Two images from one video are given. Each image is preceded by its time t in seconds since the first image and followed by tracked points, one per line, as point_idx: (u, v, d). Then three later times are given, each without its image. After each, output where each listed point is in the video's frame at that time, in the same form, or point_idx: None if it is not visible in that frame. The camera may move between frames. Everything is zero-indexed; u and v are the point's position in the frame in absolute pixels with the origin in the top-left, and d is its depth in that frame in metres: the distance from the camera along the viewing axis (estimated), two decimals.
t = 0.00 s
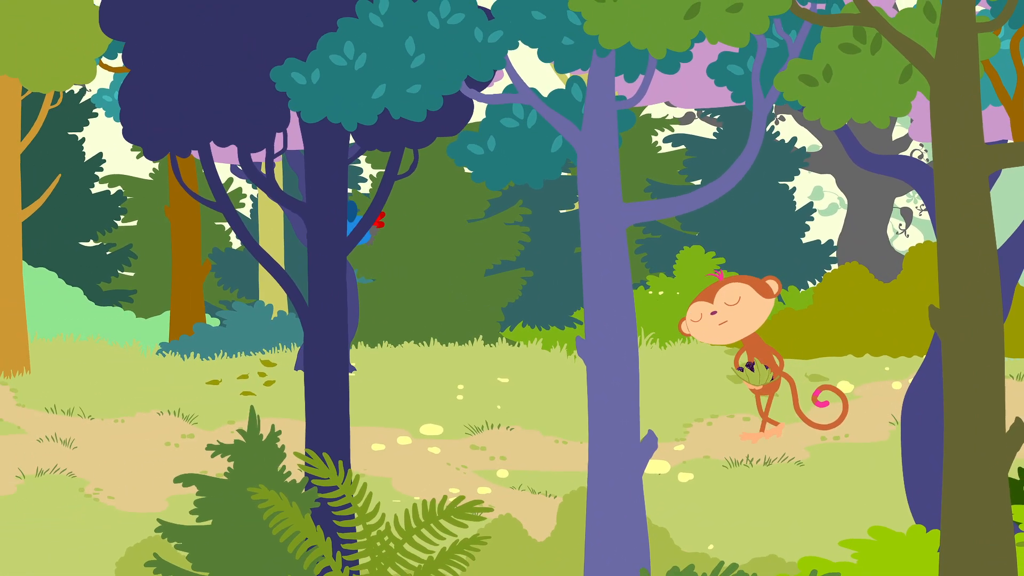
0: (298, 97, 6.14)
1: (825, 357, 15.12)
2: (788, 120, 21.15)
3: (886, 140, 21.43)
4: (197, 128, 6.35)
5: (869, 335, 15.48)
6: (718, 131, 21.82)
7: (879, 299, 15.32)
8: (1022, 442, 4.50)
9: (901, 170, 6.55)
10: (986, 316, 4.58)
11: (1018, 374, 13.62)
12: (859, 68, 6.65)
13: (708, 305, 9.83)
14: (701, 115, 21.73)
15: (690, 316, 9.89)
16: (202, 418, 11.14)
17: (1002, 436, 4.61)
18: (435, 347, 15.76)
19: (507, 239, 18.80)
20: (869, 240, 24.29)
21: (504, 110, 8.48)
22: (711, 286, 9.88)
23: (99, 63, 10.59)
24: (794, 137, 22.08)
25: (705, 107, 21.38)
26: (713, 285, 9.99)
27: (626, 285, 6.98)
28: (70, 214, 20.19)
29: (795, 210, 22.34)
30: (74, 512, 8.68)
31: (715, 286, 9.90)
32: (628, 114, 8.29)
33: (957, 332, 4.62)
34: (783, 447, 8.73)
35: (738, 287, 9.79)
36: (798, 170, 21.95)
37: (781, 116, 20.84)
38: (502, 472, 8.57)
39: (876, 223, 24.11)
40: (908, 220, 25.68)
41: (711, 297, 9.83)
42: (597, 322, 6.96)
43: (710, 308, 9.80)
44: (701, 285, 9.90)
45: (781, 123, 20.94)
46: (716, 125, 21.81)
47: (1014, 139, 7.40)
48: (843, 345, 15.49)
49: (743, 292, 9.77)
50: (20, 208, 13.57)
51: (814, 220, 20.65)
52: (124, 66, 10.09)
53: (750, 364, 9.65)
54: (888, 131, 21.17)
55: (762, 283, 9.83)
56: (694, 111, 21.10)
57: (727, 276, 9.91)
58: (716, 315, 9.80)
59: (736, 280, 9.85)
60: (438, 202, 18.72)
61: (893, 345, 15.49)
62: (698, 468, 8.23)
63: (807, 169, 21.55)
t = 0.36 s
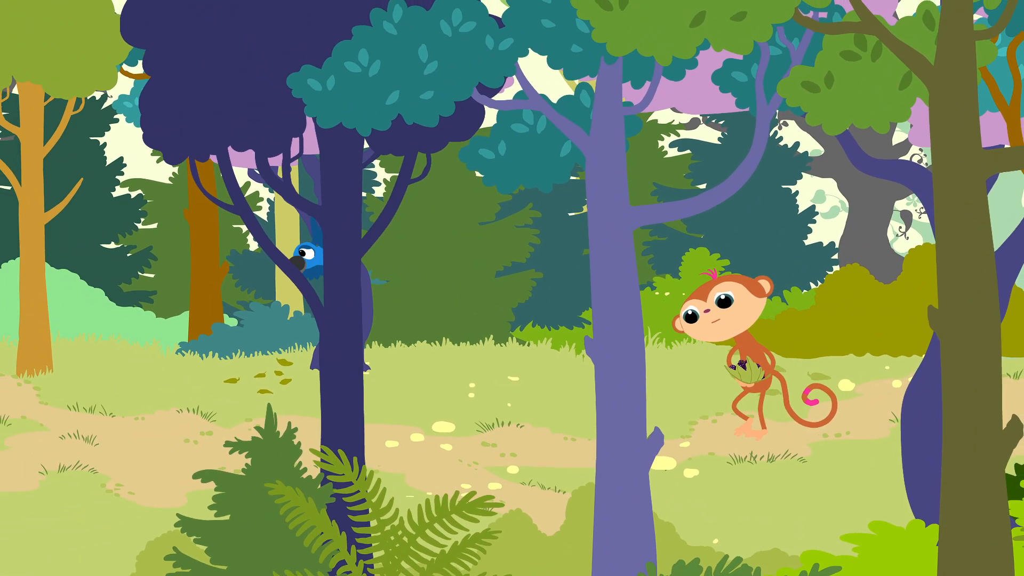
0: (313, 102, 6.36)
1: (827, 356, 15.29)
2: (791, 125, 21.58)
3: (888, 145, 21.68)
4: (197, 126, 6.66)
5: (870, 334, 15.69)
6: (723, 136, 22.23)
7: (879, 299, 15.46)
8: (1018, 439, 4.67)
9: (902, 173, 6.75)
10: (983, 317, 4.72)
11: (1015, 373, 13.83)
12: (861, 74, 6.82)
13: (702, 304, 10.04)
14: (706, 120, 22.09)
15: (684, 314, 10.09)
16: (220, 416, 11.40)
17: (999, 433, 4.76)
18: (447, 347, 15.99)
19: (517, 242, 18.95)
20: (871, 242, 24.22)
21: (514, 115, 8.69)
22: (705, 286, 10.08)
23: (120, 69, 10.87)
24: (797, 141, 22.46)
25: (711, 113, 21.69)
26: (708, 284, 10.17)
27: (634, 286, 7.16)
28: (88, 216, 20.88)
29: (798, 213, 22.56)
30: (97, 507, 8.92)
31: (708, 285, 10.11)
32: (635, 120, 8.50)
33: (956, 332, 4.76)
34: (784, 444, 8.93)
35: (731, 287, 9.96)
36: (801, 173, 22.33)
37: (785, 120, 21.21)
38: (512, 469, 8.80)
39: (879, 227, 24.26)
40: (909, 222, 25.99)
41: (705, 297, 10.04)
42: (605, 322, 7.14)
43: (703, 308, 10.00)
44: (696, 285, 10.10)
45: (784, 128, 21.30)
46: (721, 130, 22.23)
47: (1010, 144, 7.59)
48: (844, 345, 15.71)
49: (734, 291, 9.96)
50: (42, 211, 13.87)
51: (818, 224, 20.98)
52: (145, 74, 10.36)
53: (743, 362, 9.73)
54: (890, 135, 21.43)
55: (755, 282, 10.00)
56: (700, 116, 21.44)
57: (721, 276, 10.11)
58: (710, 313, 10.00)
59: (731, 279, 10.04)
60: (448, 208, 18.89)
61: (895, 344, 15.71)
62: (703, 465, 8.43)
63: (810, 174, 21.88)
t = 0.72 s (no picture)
0: (323, 107, 6.52)
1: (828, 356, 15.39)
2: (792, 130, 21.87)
3: (887, 148, 21.93)
4: (197, 125, 6.87)
5: (870, 334, 15.71)
6: (725, 140, 22.55)
7: (878, 299, 15.70)
8: (1016, 438, 4.79)
9: (903, 176, 6.85)
10: (982, 318, 4.82)
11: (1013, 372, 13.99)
12: (861, 78, 6.95)
13: (722, 299, 9.87)
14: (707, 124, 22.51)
15: (707, 304, 9.73)
16: (232, 414, 11.60)
17: (998, 430, 4.86)
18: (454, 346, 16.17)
19: (525, 242, 19.27)
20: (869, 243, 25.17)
21: (521, 119, 8.85)
22: (720, 281, 9.95)
23: (134, 75, 11.08)
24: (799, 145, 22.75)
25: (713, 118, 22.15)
26: (716, 280, 10.07)
27: (638, 287, 7.27)
28: (103, 220, 21.46)
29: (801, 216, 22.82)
30: (112, 504, 9.10)
31: (722, 281, 10.00)
32: (639, 124, 8.65)
33: (955, 333, 4.85)
34: (785, 441, 9.08)
35: (747, 288, 10.03)
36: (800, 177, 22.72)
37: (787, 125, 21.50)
38: (519, 466, 8.95)
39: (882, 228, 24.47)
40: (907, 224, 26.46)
41: (723, 292, 9.88)
42: (611, 322, 7.27)
43: (724, 302, 9.84)
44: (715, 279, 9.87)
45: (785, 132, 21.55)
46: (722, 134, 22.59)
47: (1007, 148, 7.72)
48: (842, 344, 15.72)
49: (749, 292, 10.08)
50: (57, 213, 14.09)
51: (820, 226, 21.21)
52: (159, 79, 10.56)
53: (737, 363, 9.80)
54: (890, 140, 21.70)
55: (751, 285, 10.24)
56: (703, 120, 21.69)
57: (730, 275, 10.11)
58: (730, 309, 9.90)
59: (742, 281, 10.12)
60: (458, 209, 19.12)
61: (895, 343, 15.67)
62: (707, 462, 8.57)
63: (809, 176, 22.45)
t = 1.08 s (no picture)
0: (333, 111, 6.66)
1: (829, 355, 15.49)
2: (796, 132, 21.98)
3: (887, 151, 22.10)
4: (209, 127, 7.03)
5: (870, 334, 15.84)
6: (728, 142, 22.70)
7: (880, 300, 15.81)
8: (1012, 437, 4.90)
9: (903, 179, 6.97)
10: (979, 319, 4.94)
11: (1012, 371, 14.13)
12: (862, 82, 7.07)
13: (712, 297, 9.97)
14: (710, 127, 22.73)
15: (697, 303, 9.83)
16: (243, 412, 11.79)
17: (995, 429, 4.98)
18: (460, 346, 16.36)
19: (530, 244, 19.43)
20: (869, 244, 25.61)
21: (527, 123, 8.99)
22: (710, 279, 10.04)
23: (147, 79, 11.26)
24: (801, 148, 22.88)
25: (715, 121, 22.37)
26: (706, 279, 10.15)
27: (643, 287, 7.40)
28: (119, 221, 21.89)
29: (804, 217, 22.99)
30: (128, 500, 9.28)
31: (712, 279, 10.09)
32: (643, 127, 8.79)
33: (953, 334, 4.97)
34: (785, 439, 9.22)
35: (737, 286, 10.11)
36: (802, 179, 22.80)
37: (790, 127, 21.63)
38: (525, 463, 9.10)
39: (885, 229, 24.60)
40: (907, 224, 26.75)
41: (714, 290, 9.98)
42: (616, 322, 7.40)
43: (715, 299, 9.93)
44: (705, 276, 9.96)
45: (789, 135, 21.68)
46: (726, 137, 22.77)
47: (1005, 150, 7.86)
48: (843, 343, 15.84)
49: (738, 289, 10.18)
50: (71, 216, 14.29)
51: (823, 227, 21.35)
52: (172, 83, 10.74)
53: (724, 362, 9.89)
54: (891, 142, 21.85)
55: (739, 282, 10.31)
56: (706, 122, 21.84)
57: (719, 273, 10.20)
58: (721, 307, 10.00)
59: (732, 279, 10.20)
60: (465, 211, 19.24)
61: (894, 344, 15.77)
62: (710, 460, 8.71)
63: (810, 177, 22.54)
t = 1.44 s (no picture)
0: (339, 112, 6.73)
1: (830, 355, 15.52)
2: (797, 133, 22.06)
3: (887, 153, 22.19)
4: (218, 129, 7.16)
5: (870, 334, 15.83)
6: (730, 143, 22.78)
7: (881, 301, 15.98)
8: (1010, 435, 4.97)
9: (903, 180, 7.04)
10: (978, 319, 5.01)
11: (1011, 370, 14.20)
12: (862, 84, 7.14)
13: (704, 301, 9.99)
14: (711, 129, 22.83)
15: (690, 308, 9.87)
16: (250, 412, 11.90)
17: (993, 427, 5.04)
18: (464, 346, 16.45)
19: (532, 245, 19.37)
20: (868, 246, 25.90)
21: (530, 125, 9.07)
22: (703, 284, 10.04)
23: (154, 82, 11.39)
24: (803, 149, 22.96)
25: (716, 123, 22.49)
26: (697, 284, 10.20)
27: (645, 287, 7.48)
28: (126, 222, 22.06)
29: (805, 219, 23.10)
30: (136, 498, 9.37)
31: (704, 283, 10.10)
32: (646, 129, 8.87)
33: (952, 334, 5.04)
34: (786, 438, 9.30)
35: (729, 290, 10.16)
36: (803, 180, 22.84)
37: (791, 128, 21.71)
38: (529, 462, 9.19)
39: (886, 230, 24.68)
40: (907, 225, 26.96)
41: (706, 296, 9.99)
42: (619, 322, 7.46)
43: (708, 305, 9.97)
44: (697, 281, 9.96)
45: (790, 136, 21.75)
46: (727, 138, 22.86)
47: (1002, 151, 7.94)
48: (843, 343, 15.79)
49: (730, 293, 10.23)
50: (80, 217, 14.40)
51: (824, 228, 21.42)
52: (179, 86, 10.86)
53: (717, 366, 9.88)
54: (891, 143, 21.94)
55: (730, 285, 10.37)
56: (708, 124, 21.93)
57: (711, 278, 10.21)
58: (713, 312, 10.06)
59: (723, 283, 10.24)
60: (469, 212, 19.36)
61: (894, 343, 15.73)
62: (712, 459, 8.78)
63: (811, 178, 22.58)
